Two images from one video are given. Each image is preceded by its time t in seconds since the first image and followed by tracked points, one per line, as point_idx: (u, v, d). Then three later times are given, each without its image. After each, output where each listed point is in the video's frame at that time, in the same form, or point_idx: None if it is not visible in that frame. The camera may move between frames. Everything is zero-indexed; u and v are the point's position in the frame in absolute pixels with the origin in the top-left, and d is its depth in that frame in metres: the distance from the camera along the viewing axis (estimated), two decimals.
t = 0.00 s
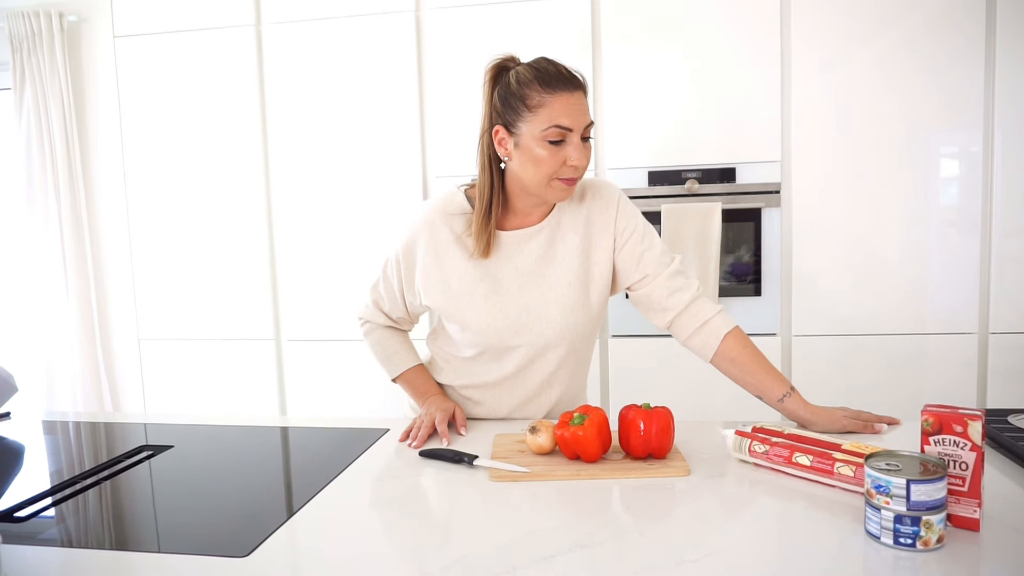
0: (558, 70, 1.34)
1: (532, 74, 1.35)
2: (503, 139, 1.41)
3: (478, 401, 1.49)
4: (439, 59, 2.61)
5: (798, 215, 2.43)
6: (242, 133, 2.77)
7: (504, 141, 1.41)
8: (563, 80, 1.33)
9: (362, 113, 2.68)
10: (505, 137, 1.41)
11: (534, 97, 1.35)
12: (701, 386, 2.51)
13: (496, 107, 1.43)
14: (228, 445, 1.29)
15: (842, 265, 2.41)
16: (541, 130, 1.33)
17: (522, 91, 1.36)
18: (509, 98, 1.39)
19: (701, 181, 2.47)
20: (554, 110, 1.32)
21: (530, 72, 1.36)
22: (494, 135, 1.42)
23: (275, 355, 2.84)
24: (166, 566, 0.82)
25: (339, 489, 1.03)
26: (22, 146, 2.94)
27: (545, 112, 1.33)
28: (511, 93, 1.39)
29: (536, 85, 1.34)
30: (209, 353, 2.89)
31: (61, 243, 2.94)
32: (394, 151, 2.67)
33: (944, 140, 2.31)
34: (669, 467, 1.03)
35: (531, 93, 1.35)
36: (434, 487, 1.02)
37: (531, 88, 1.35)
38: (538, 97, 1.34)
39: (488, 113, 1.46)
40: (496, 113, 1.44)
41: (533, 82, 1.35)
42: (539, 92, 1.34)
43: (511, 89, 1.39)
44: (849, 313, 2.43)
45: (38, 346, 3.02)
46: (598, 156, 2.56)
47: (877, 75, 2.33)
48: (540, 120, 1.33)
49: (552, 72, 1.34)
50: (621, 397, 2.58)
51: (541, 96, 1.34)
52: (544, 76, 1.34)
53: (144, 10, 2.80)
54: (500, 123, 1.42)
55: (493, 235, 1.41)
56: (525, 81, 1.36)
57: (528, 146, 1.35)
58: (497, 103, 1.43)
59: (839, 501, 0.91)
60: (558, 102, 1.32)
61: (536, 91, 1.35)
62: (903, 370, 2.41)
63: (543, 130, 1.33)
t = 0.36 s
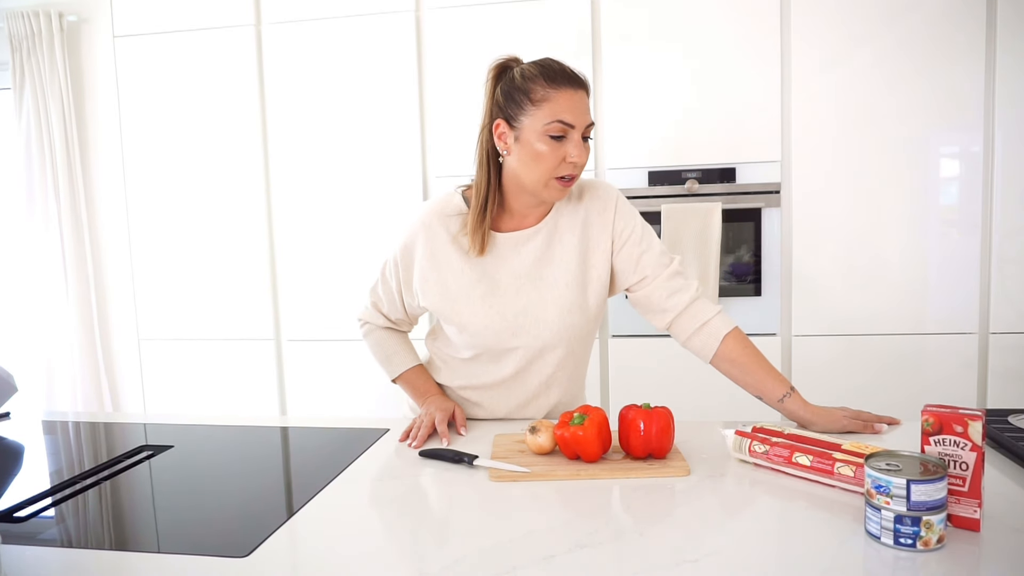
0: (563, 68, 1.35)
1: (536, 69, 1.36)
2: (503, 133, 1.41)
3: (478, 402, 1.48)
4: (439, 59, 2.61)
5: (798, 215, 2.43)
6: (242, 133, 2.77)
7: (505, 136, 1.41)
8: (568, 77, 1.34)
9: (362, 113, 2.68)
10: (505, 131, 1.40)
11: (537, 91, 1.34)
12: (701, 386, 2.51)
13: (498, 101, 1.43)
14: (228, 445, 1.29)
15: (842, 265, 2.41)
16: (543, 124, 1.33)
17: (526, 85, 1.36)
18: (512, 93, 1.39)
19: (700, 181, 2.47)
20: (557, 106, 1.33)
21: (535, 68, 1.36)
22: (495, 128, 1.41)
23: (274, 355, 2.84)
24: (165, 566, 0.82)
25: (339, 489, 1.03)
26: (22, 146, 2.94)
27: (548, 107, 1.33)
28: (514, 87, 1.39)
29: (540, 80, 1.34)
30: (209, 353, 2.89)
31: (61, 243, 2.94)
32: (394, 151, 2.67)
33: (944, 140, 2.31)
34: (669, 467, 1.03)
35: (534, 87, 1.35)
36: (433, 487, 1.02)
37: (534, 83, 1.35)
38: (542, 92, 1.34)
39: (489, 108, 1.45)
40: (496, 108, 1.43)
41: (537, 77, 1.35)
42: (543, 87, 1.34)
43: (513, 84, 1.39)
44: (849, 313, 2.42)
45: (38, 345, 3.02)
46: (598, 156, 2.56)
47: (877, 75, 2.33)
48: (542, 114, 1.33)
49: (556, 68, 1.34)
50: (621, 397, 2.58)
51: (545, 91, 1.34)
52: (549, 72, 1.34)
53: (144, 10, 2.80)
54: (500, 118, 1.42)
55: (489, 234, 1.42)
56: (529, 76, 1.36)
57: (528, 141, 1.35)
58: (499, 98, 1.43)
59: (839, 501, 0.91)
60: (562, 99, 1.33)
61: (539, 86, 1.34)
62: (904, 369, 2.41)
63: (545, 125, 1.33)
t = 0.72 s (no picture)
0: (560, 68, 1.35)
1: (534, 70, 1.36)
2: (501, 133, 1.41)
3: (477, 402, 1.48)
4: (439, 59, 2.61)
5: (798, 215, 2.43)
6: (242, 133, 2.77)
7: (503, 135, 1.41)
8: (566, 77, 1.34)
9: (362, 113, 2.68)
10: (503, 131, 1.41)
11: (535, 91, 1.35)
12: (701, 386, 2.51)
13: (496, 102, 1.43)
14: (228, 445, 1.29)
15: (842, 266, 2.41)
16: (540, 124, 1.33)
17: (524, 85, 1.36)
18: (510, 93, 1.39)
19: (700, 180, 2.47)
20: (555, 105, 1.33)
21: (533, 68, 1.36)
22: (493, 128, 1.42)
23: (274, 354, 2.84)
24: (165, 566, 0.82)
25: (339, 489, 1.03)
26: (22, 146, 2.94)
27: (545, 107, 1.33)
28: (511, 87, 1.39)
29: (539, 80, 1.35)
30: (209, 353, 2.89)
31: (61, 243, 2.95)
32: (394, 151, 2.67)
33: (944, 140, 2.32)
34: (669, 467, 1.03)
35: (533, 87, 1.35)
36: (434, 487, 1.02)
37: (532, 83, 1.35)
38: (540, 91, 1.34)
39: (488, 108, 1.46)
40: (495, 108, 1.44)
41: (536, 77, 1.35)
42: (540, 87, 1.34)
43: (511, 84, 1.39)
44: (849, 313, 2.42)
45: (39, 344, 3.02)
46: (598, 156, 2.56)
47: (877, 75, 2.33)
48: (539, 114, 1.33)
49: (553, 68, 1.34)
50: (621, 396, 2.58)
51: (543, 91, 1.34)
52: (547, 71, 1.34)
53: (144, 10, 2.80)
54: (499, 118, 1.42)
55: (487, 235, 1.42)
56: (528, 76, 1.36)
57: (525, 141, 1.35)
58: (497, 98, 1.43)
59: (839, 501, 0.91)
60: (560, 99, 1.33)
61: (537, 86, 1.35)
62: (903, 369, 2.41)
63: (543, 125, 1.33)
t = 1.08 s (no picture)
0: (508, 65, 1.34)
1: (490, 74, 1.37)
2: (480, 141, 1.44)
3: (478, 401, 1.48)
4: (439, 59, 2.60)
5: (798, 215, 2.43)
6: (242, 132, 2.77)
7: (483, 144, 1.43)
8: (510, 72, 1.32)
9: (362, 113, 2.68)
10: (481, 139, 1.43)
11: (487, 94, 1.35)
12: (701, 386, 2.51)
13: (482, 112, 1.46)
14: (228, 446, 1.29)
15: (842, 266, 2.41)
16: (489, 125, 1.34)
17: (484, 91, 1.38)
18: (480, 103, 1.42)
19: (700, 181, 2.47)
20: (496, 103, 1.32)
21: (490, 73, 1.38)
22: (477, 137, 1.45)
23: (274, 355, 2.84)
24: (165, 566, 0.82)
25: (339, 489, 1.03)
26: (22, 147, 2.94)
27: (490, 107, 1.33)
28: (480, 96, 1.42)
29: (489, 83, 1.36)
30: (209, 353, 2.89)
31: (61, 242, 2.94)
32: (394, 151, 2.67)
33: (944, 140, 2.32)
34: (669, 468, 1.03)
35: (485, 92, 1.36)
36: (434, 487, 1.02)
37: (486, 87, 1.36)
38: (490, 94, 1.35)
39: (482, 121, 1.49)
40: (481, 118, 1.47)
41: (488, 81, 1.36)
42: (489, 88, 1.35)
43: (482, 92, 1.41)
44: (849, 312, 2.42)
45: (39, 343, 3.02)
46: (598, 156, 2.56)
47: (877, 74, 2.33)
48: (487, 115, 1.34)
49: (501, 68, 1.34)
50: (621, 397, 2.58)
51: (490, 91, 1.34)
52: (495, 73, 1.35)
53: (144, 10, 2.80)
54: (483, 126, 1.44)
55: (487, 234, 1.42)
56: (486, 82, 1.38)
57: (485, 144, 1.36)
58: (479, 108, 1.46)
59: (839, 501, 0.91)
60: (500, 95, 1.31)
61: (488, 88, 1.35)
62: (904, 369, 2.41)
63: (490, 125, 1.33)
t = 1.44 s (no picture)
0: (489, 70, 1.33)
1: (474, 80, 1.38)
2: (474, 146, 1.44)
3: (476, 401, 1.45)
4: (439, 59, 2.61)
5: (798, 215, 2.43)
6: (242, 132, 2.77)
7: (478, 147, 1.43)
8: (490, 78, 1.32)
9: (362, 113, 2.68)
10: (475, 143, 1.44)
11: (472, 102, 1.36)
12: (701, 386, 2.51)
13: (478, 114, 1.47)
14: (228, 446, 1.29)
15: (843, 266, 2.41)
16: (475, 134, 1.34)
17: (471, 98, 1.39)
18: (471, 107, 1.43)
19: (700, 180, 2.47)
20: (479, 111, 1.33)
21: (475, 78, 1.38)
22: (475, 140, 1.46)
23: (274, 355, 2.84)
24: (165, 566, 0.82)
25: (340, 490, 1.03)
26: (23, 146, 2.94)
27: (476, 116, 1.34)
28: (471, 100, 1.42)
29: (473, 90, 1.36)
30: (209, 353, 2.89)
31: (61, 242, 2.94)
32: (394, 151, 2.67)
33: (944, 140, 2.32)
34: (669, 468, 1.03)
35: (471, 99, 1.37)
36: (434, 487, 1.02)
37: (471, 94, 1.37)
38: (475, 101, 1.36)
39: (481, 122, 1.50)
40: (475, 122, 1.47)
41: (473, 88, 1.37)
42: (474, 96, 1.35)
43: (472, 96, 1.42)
44: (849, 312, 2.42)
45: (40, 343, 3.03)
46: (598, 156, 2.56)
47: (877, 74, 2.33)
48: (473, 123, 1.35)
49: (482, 73, 1.34)
50: (621, 397, 2.58)
51: (475, 99, 1.34)
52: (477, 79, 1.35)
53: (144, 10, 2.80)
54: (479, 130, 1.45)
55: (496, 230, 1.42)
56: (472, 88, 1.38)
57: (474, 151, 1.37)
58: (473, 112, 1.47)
59: (839, 501, 0.91)
60: (483, 103, 1.32)
61: (472, 96, 1.36)
62: (904, 369, 2.41)
63: (475, 134, 1.34)
